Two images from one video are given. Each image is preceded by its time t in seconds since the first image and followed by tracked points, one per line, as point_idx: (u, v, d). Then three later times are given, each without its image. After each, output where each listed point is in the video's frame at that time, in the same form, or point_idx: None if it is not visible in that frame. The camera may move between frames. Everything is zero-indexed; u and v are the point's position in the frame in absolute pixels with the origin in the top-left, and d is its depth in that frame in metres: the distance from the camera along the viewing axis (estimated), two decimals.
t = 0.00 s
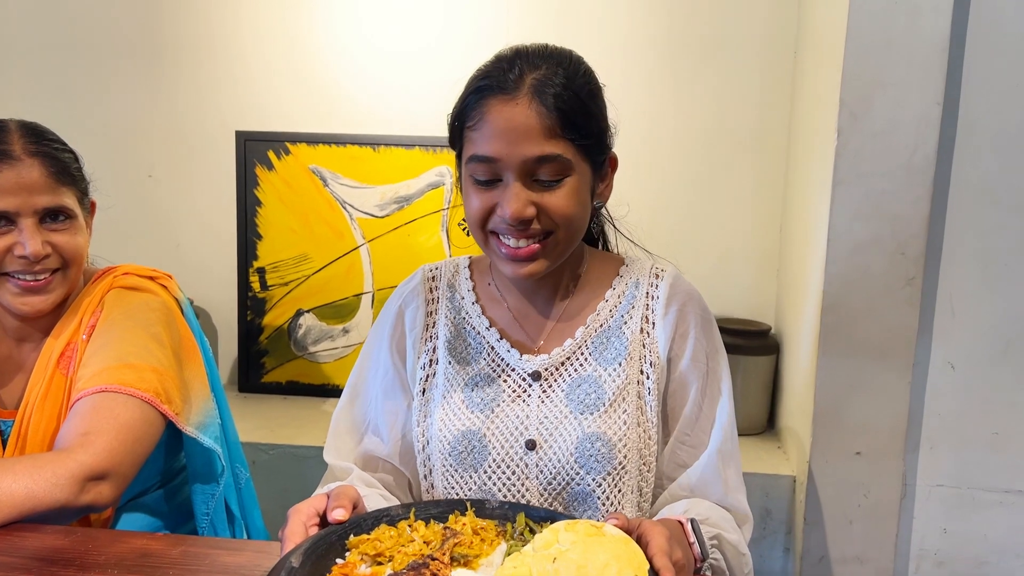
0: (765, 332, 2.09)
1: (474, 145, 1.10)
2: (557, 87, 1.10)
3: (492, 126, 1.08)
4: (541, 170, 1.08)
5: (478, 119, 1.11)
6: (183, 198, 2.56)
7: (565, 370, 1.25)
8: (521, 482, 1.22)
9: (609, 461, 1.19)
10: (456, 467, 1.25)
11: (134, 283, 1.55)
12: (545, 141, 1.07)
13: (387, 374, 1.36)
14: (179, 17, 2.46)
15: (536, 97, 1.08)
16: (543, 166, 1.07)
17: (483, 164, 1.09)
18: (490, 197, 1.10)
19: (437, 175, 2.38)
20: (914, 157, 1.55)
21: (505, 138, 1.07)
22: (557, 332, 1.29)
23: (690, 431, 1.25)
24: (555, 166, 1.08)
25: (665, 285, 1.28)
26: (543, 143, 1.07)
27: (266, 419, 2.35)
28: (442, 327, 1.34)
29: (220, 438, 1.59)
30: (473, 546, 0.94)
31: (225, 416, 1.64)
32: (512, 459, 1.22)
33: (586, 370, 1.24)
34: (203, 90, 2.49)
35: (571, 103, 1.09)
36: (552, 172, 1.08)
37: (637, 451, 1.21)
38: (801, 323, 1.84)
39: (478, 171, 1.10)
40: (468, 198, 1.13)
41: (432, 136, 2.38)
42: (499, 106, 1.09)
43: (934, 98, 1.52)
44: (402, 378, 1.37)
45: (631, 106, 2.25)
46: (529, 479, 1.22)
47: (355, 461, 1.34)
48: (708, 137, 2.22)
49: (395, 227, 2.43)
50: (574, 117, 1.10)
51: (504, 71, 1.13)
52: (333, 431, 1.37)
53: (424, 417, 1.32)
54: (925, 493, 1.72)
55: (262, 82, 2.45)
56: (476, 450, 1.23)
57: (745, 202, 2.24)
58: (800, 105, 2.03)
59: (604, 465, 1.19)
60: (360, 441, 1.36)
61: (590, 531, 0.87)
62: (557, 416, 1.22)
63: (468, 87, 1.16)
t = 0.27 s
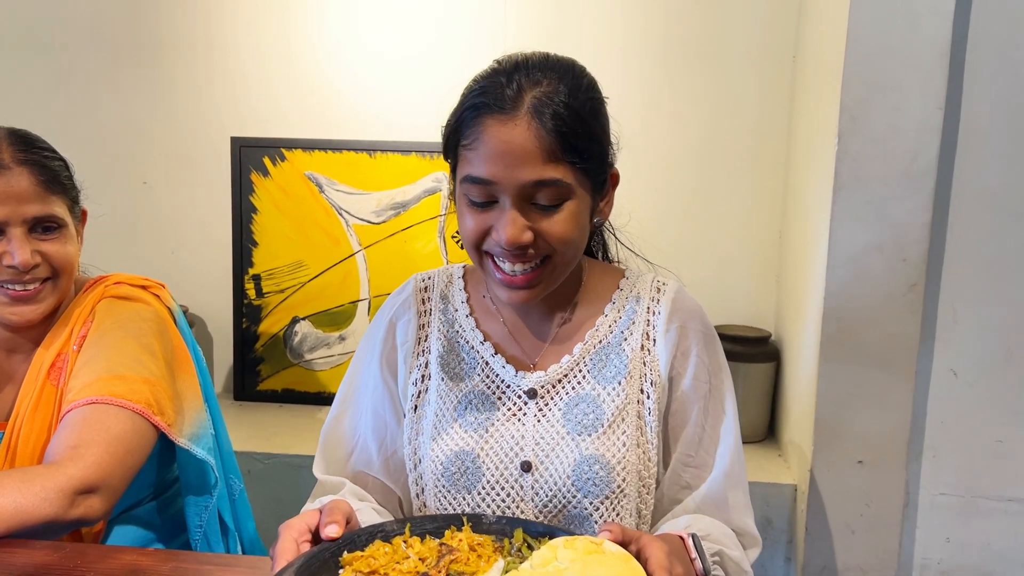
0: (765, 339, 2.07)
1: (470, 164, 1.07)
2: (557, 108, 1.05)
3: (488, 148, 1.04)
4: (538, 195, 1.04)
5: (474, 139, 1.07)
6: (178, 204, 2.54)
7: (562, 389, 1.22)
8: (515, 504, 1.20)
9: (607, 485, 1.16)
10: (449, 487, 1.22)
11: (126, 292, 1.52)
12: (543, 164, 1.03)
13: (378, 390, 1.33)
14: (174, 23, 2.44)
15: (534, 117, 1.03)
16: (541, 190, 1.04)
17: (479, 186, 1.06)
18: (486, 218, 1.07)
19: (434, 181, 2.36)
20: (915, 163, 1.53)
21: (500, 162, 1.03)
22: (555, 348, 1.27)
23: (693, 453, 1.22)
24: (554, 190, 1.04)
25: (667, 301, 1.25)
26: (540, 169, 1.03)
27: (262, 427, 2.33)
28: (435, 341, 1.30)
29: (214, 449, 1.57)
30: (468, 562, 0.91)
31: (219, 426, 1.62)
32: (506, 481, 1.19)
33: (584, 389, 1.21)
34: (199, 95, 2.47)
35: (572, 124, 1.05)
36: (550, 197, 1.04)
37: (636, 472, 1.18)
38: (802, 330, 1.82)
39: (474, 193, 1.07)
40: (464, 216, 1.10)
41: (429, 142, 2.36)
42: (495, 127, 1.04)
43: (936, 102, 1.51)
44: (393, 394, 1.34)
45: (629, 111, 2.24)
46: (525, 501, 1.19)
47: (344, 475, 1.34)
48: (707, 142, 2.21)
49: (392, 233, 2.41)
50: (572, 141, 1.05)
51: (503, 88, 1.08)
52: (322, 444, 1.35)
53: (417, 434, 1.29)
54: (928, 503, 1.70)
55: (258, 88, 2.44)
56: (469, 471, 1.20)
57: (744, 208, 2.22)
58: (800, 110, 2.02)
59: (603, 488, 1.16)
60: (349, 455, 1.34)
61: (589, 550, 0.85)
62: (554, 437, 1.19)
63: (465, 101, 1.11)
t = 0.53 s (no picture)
0: (780, 344, 2.01)
1: (482, 173, 1.00)
2: (575, 110, 0.98)
3: (500, 155, 0.98)
4: (557, 205, 0.98)
5: (485, 145, 1.00)
6: (173, 206, 2.47)
7: (580, 405, 1.15)
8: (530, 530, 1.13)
9: (629, 511, 1.10)
10: (460, 511, 1.16)
11: (117, 296, 1.45)
12: (561, 173, 0.97)
13: (382, 405, 1.26)
14: (170, 20, 2.38)
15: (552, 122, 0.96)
16: (560, 200, 0.97)
17: (492, 196, 0.99)
18: (501, 229, 1.01)
19: (437, 182, 2.30)
20: (940, 160, 1.47)
21: (515, 171, 0.97)
22: (572, 361, 1.20)
23: (719, 474, 1.16)
24: (574, 199, 0.98)
25: (693, 310, 1.19)
26: (558, 177, 0.96)
27: (259, 436, 2.25)
28: (443, 353, 1.23)
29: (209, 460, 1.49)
30: None
31: (214, 436, 1.55)
32: (520, 506, 1.13)
33: (603, 407, 1.15)
34: (195, 93, 2.40)
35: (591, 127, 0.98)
36: (569, 207, 0.98)
37: (659, 495, 1.12)
38: (821, 335, 1.76)
39: (487, 202, 1.00)
40: (476, 226, 1.04)
41: (432, 141, 2.30)
42: (508, 133, 0.98)
43: (961, 97, 1.45)
44: (398, 409, 1.26)
45: (638, 110, 2.18)
46: (540, 527, 1.12)
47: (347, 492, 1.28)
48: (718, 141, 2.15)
49: (393, 236, 2.34)
50: (592, 145, 0.98)
51: (516, 87, 1.01)
52: (321, 461, 1.30)
53: (423, 453, 1.22)
54: (951, 513, 1.64)
55: (256, 87, 2.37)
56: (481, 494, 1.14)
57: (757, 208, 2.16)
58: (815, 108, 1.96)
59: (625, 514, 1.09)
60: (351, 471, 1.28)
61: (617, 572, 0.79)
62: (571, 459, 1.12)
63: (474, 101, 1.04)
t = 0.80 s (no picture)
0: (793, 343, 1.95)
1: (504, 131, 0.95)
2: (605, 62, 0.95)
3: (525, 110, 0.93)
4: (585, 164, 0.93)
5: (507, 101, 0.95)
6: (166, 202, 2.40)
7: (599, 411, 1.09)
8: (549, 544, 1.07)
9: (654, 523, 1.03)
10: (472, 525, 1.09)
11: (104, 290, 1.38)
12: (592, 128, 0.92)
13: (385, 411, 1.20)
14: (164, 10, 2.31)
15: (582, 73, 0.93)
16: (589, 158, 0.93)
17: (515, 155, 0.94)
18: (522, 193, 0.96)
19: (438, 177, 2.23)
20: (964, 151, 1.42)
21: (541, 126, 0.92)
22: (589, 362, 1.14)
23: (749, 481, 1.10)
24: (604, 157, 0.93)
25: (720, 307, 1.13)
26: (587, 133, 0.92)
27: (255, 439, 2.18)
28: (451, 354, 1.17)
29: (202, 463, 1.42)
30: None
31: (208, 438, 1.48)
32: (537, 518, 1.06)
33: (625, 411, 1.08)
34: (188, 86, 2.34)
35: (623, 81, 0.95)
36: (599, 165, 0.94)
37: (685, 506, 1.05)
38: (839, 333, 1.70)
39: (508, 163, 0.95)
40: (493, 193, 0.99)
41: (433, 135, 2.24)
42: (534, 88, 0.93)
43: (987, 84, 1.39)
44: (402, 415, 1.20)
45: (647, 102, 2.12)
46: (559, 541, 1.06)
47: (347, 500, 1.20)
48: (728, 135, 2.08)
49: (393, 233, 2.28)
50: (623, 101, 0.94)
51: (542, 41, 0.97)
52: (320, 468, 1.22)
53: (431, 462, 1.15)
54: (974, 518, 1.57)
55: (253, 79, 2.30)
56: (495, 505, 1.07)
57: (768, 203, 2.10)
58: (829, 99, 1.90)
59: (651, 527, 1.03)
60: (351, 479, 1.20)
61: None
62: (591, 468, 1.06)
63: (494, 60, 1.00)
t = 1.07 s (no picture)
0: (800, 340, 1.92)
1: (518, 73, 0.99)
2: (622, 12, 1.00)
3: (542, 47, 0.98)
4: (600, 103, 0.97)
5: (523, 43, 1.00)
6: (159, 198, 2.35)
7: (610, 402, 1.05)
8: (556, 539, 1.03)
9: (667, 519, 1.00)
10: (476, 520, 1.05)
11: (94, 281, 1.33)
12: (607, 66, 0.96)
13: (387, 402, 1.16)
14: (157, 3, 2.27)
15: (600, 14, 0.98)
16: (603, 97, 0.96)
17: (529, 94, 0.98)
18: (533, 136, 0.98)
19: (437, 172, 2.19)
20: (979, 140, 1.39)
21: (557, 62, 0.96)
22: (599, 352, 1.10)
23: (765, 476, 1.07)
24: (617, 98, 0.97)
25: (736, 294, 1.10)
26: (601, 72, 0.95)
27: (250, 440, 2.13)
28: (455, 344, 1.13)
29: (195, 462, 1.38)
30: None
31: (202, 438, 1.43)
32: (544, 513, 1.03)
33: (636, 403, 1.05)
34: (182, 80, 2.29)
35: (640, 31, 1.00)
36: (614, 105, 0.97)
37: (699, 502, 1.02)
38: (849, 330, 1.66)
39: (521, 104, 0.99)
40: (503, 141, 1.00)
41: (432, 129, 2.20)
42: (552, 25, 0.98)
43: (1003, 72, 1.36)
44: (403, 407, 1.16)
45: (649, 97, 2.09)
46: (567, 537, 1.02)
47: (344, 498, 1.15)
48: (733, 130, 2.05)
49: (391, 229, 2.24)
50: (638, 51, 1.00)
51: None
52: (319, 461, 1.17)
53: (433, 456, 1.12)
54: (987, 519, 1.53)
55: (248, 72, 2.26)
56: (500, 499, 1.04)
57: (774, 199, 2.07)
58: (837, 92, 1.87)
59: (662, 522, 1.00)
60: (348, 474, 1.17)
61: None
62: (601, 461, 1.02)
63: (510, 18, 1.06)
